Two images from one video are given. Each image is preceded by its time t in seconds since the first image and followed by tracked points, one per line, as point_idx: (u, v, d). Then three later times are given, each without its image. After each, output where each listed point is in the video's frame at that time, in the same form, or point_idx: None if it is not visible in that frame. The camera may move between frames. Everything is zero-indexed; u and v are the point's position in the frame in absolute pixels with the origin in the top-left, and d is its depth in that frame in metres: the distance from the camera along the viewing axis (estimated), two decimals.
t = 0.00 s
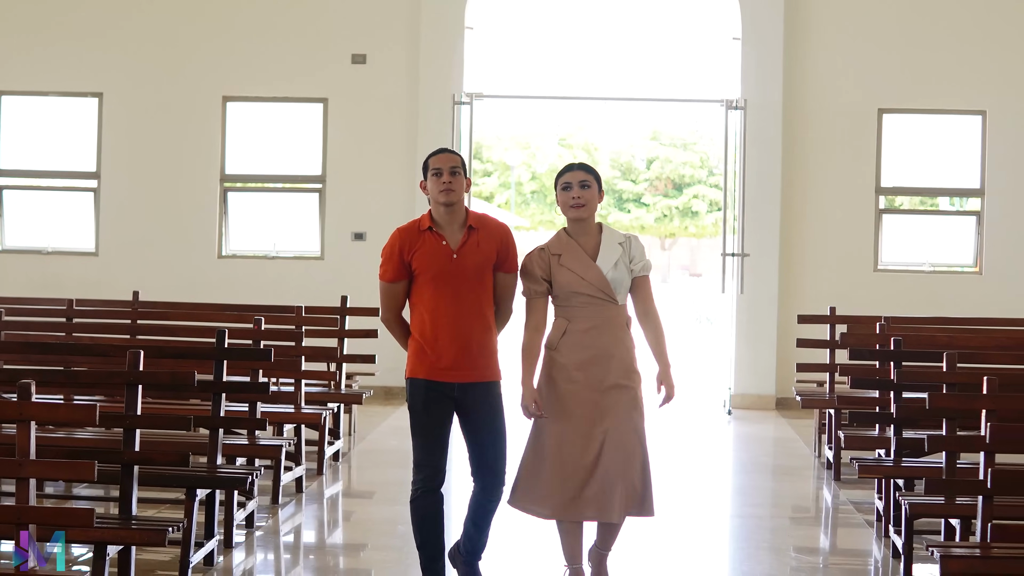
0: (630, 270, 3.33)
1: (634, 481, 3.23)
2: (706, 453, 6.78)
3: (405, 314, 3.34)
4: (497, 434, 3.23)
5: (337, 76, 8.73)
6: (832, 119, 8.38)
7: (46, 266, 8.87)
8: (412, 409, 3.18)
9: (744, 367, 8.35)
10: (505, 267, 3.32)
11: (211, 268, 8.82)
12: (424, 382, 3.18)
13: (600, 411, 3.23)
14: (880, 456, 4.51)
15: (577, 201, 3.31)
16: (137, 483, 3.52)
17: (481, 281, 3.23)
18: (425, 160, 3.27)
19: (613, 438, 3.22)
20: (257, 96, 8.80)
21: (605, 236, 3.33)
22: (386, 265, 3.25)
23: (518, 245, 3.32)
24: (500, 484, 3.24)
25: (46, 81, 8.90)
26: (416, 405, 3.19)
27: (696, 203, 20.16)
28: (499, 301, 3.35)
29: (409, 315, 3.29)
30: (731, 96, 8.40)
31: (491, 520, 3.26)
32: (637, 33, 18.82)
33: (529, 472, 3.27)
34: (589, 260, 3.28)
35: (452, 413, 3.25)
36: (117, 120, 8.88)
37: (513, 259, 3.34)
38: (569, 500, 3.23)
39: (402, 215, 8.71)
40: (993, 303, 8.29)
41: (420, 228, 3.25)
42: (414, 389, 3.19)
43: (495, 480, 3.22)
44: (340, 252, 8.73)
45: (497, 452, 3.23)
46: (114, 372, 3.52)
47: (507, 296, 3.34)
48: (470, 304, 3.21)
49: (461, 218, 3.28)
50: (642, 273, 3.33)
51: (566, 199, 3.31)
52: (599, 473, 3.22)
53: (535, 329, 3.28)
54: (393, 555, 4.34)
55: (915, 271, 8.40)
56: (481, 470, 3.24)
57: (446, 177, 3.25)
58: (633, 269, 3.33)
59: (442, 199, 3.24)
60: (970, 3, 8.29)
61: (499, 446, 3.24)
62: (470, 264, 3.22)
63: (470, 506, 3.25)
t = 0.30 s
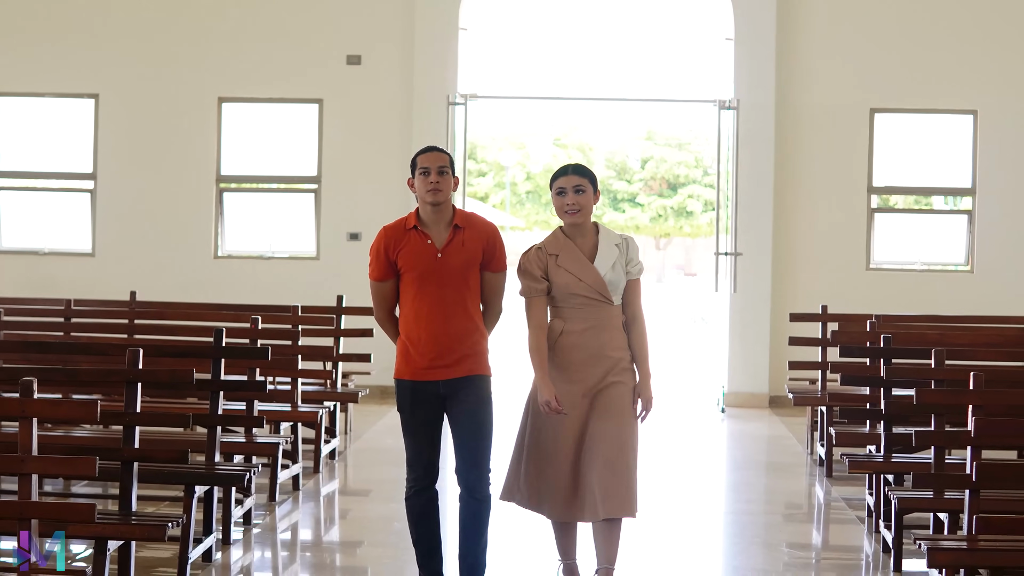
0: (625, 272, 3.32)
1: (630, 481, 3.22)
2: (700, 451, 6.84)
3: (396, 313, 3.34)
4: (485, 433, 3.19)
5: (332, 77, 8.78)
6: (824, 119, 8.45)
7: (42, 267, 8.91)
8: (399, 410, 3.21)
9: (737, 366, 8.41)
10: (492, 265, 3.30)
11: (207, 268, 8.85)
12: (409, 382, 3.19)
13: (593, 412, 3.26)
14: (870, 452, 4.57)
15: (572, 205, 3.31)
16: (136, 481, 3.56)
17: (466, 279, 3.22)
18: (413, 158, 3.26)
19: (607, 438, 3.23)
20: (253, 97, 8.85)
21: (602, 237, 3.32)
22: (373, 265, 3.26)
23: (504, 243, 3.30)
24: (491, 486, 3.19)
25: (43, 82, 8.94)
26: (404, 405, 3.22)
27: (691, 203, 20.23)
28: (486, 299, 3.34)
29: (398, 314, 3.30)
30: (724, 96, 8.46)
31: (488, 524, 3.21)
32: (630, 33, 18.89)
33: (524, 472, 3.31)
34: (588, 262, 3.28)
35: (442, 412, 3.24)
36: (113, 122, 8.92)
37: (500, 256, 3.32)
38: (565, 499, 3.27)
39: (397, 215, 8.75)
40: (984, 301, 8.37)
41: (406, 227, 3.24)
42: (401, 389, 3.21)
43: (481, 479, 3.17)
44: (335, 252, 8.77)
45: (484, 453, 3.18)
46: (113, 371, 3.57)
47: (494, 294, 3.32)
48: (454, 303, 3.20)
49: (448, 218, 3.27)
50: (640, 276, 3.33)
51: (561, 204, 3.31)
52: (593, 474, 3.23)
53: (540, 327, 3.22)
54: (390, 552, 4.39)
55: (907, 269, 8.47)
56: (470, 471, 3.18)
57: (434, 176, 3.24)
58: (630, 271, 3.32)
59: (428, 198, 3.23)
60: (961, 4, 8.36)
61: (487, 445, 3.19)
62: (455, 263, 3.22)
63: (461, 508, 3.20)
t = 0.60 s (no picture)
0: (629, 277, 3.28)
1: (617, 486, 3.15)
2: (692, 447, 6.90)
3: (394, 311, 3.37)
4: (466, 430, 3.12)
5: (327, 76, 8.83)
6: (816, 120, 8.52)
7: (39, 265, 8.95)
8: (387, 407, 3.22)
9: (730, 364, 8.48)
10: (485, 265, 3.25)
11: (204, 266, 8.90)
12: (394, 380, 3.18)
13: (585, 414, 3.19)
14: (860, 447, 4.63)
15: (578, 206, 3.26)
16: (136, 473, 3.62)
17: (453, 280, 3.18)
18: (408, 157, 3.25)
19: (598, 441, 3.16)
20: (249, 96, 8.89)
21: (607, 240, 3.27)
22: (367, 263, 3.31)
23: (496, 243, 3.24)
24: (465, 483, 3.08)
25: (40, 81, 8.98)
26: (392, 403, 3.22)
27: (685, 203, 20.32)
28: (483, 299, 3.31)
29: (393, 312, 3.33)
30: (717, 96, 8.53)
31: (462, 524, 3.08)
32: (624, 34, 18.96)
33: (523, 473, 3.28)
34: (587, 264, 3.22)
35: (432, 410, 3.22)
36: (110, 121, 8.96)
37: (494, 256, 3.26)
38: (559, 500, 3.24)
39: (392, 213, 8.81)
40: (974, 300, 8.45)
41: (397, 226, 3.25)
42: (389, 387, 3.21)
43: (456, 476, 3.08)
44: (330, 251, 8.82)
45: (462, 450, 3.10)
46: (113, 364, 3.62)
47: (489, 294, 3.29)
48: (440, 303, 3.17)
49: (440, 218, 3.25)
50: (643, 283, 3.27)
51: (567, 205, 3.27)
52: (585, 476, 3.17)
53: (534, 325, 3.23)
54: (385, 547, 4.44)
55: (898, 268, 8.54)
56: (447, 469, 3.10)
57: (427, 175, 3.23)
58: (632, 279, 3.28)
59: (421, 198, 3.22)
60: (951, 6, 8.44)
61: (467, 443, 3.11)
62: (442, 262, 3.18)
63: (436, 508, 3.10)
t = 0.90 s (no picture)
0: (629, 268, 3.28)
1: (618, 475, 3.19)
2: (687, 440, 6.96)
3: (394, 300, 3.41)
4: (460, 427, 3.16)
5: (324, 72, 8.86)
6: (811, 116, 8.57)
7: (38, 260, 8.98)
8: (382, 398, 3.24)
9: (725, 359, 8.53)
10: (484, 256, 3.27)
11: (201, 261, 8.94)
12: (389, 369, 3.20)
13: (586, 403, 3.22)
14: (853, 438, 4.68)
15: (578, 196, 3.29)
16: (136, 462, 3.67)
17: (451, 270, 3.21)
18: (413, 144, 3.27)
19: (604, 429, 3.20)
20: (246, 92, 8.92)
21: (608, 231, 3.30)
22: (369, 251, 3.36)
23: (496, 234, 3.26)
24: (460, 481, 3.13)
25: (38, 76, 9.01)
26: (386, 394, 3.24)
27: (681, 200, 20.38)
28: (484, 291, 3.32)
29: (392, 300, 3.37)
30: (712, 92, 8.57)
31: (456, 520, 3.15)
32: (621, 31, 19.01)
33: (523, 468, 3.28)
34: (585, 254, 3.25)
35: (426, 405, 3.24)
36: (108, 116, 8.99)
37: (493, 248, 3.28)
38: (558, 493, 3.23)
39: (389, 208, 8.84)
40: (967, 295, 8.52)
41: (399, 214, 3.30)
42: (383, 376, 3.24)
43: (451, 474, 3.14)
44: (328, 246, 8.86)
45: (455, 448, 3.14)
46: (114, 355, 3.67)
47: (490, 284, 3.31)
48: (436, 292, 3.20)
49: (441, 207, 3.28)
50: (641, 275, 3.27)
51: (568, 193, 3.30)
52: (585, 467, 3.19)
53: (530, 312, 3.26)
54: (382, 538, 4.48)
55: (892, 263, 8.59)
56: (441, 466, 3.15)
57: (430, 163, 3.25)
58: (632, 270, 3.27)
59: (423, 186, 3.25)
60: (945, 4, 8.50)
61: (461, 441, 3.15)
62: (440, 252, 3.22)
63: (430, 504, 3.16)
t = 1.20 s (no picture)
0: (630, 265, 3.21)
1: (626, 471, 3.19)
2: (686, 437, 7.01)
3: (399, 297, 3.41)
4: (465, 426, 3.20)
5: (325, 70, 8.91)
6: (809, 114, 8.62)
7: (40, 257, 9.03)
8: (380, 394, 3.21)
9: (724, 356, 8.58)
10: (491, 256, 3.28)
11: (203, 258, 8.98)
12: (393, 365, 3.21)
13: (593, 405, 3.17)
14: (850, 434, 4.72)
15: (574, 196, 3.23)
16: (142, 456, 3.72)
17: (458, 268, 3.22)
18: (420, 141, 3.28)
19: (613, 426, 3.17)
20: (248, 90, 8.97)
21: (611, 228, 3.24)
22: (375, 247, 3.35)
23: (504, 233, 3.27)
24: (465, 477, 3.19)
25: (41, 74, 9.05)
26: (385, 390, 3.22)
27: (681, 198, 20.43)
28: (488, 291, 3.32)
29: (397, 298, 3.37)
30: (711, 90, 8.62)
31: (458, 517, 3.20)
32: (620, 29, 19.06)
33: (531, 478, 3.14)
34: (588, 251, 3.20)
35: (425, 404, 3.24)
36: (110, 114, 9.04)
37: (501, 248, 3.29)
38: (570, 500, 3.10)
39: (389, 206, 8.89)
40: (964, 292, 8.56)
41: (407, 211, 3.30)
42: (387, 371, 3.23)
43: (457, 470, 3.20)
44: (329, 243, 8.91)
45: (460, 445, 3.19)
46: (120, 350, 3.72)
47: (497, 285, 3.30)
48: (444, 290, 3.21)
49: (450, 205, 3.29)
50: (642, 271, 3.20)
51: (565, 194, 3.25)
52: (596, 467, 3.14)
53: (534, 312, 3.27)
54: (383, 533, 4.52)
55: (890, 260, 8.64)
56: (445, 462, 3.20)
57: (438, 160, 3.26)
58: (633, 265, 3.21)
59: (432, 183, 3.27)
60: (943, 3, 8.54)
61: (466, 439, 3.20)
62: (447, 250, 3.22)
63: (433, 500, 3.21)
